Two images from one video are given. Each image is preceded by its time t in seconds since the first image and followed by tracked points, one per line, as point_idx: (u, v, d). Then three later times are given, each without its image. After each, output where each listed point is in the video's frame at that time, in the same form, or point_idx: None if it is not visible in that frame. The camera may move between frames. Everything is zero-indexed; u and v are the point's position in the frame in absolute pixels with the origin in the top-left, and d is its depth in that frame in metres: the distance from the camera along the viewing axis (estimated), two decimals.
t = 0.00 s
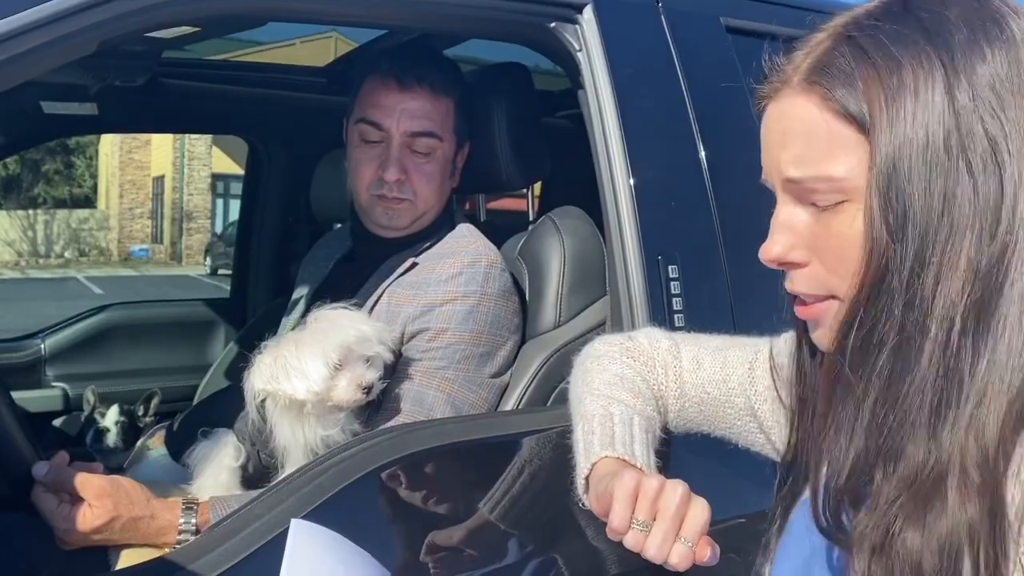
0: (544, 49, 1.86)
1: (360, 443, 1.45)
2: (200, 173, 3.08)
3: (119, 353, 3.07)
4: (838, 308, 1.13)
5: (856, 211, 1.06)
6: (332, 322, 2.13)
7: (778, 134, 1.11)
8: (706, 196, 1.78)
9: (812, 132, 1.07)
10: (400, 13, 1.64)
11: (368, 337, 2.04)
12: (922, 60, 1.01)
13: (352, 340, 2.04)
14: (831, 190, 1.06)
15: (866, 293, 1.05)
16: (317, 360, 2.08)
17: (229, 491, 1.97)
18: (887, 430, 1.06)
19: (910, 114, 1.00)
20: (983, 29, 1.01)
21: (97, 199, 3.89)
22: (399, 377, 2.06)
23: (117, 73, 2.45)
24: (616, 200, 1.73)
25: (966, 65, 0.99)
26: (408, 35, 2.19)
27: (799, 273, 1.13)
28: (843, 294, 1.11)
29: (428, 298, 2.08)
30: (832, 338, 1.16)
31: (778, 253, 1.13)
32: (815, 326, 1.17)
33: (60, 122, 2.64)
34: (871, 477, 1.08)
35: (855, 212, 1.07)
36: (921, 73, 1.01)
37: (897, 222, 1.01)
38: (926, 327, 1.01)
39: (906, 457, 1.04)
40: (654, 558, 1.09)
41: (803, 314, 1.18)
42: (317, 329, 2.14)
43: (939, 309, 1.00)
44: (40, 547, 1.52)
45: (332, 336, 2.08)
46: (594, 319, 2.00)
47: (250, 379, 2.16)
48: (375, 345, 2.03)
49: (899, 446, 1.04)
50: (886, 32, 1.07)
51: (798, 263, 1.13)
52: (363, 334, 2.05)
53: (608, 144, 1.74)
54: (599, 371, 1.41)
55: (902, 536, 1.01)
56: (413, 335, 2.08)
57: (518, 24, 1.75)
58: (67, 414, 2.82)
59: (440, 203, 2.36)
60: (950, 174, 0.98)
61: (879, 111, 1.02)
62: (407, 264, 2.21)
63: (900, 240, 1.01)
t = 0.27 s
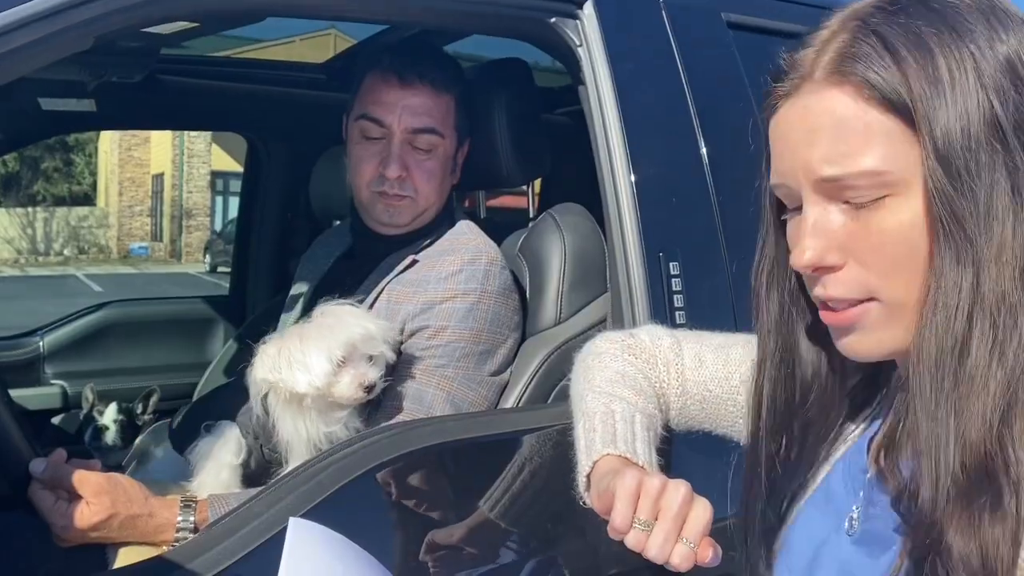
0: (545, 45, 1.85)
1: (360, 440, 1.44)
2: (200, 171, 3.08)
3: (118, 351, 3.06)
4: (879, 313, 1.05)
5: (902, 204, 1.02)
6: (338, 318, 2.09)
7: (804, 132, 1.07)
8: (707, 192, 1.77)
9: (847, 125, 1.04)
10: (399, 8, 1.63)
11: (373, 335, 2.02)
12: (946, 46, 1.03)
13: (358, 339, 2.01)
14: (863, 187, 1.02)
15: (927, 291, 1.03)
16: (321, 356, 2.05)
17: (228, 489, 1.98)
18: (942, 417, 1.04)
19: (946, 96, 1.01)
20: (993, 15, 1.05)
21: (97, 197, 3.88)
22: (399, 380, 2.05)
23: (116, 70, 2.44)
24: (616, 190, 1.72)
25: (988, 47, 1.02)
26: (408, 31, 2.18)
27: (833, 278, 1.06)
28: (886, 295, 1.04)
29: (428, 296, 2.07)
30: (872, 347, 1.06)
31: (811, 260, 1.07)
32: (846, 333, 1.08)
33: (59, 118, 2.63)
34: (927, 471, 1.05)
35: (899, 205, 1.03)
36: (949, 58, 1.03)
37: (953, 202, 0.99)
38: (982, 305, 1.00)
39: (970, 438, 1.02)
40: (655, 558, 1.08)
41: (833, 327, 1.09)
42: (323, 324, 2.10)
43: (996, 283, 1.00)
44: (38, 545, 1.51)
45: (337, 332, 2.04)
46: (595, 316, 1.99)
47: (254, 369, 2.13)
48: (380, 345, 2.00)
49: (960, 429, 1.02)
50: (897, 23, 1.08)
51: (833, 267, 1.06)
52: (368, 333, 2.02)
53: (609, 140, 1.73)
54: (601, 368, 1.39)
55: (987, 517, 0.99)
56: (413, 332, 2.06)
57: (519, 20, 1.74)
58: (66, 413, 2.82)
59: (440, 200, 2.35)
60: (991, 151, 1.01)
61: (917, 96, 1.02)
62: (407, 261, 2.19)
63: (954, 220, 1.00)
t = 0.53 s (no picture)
0: (544, 43, 1.85)
1: (357, 440, 1.43)
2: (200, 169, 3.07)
3: (116, 349, 3.06)
4: (856, 317, 1.08)
5: (882, 202, 1.04)
6: (335, 316, 2.12)
7: (796, 125, 1.07)
8: (706, 191, 1.76)
9: (838, 119, 1.04)
10: (396, 5, 1.63)
11: (371, 331, 2.04)
12: (941, 45, 1.03)
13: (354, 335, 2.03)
14: (851, 182, 1.03)
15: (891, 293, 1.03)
16: (319, 355, 2.09)
17: (225, 487, 1.97)
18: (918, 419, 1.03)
19: (935, 96, 1.00)
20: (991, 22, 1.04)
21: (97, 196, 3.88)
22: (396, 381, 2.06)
23: (114, 68, 2.44)
24: (615, 190, 1.71)
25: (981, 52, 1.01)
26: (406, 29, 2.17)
27: (815, 275, 1.08)
28: (864, 299, 1.07)
29: (426, 295, 2.06)
30: (852, 343, 1.10)
31: (798, 254, 1.08)
32: (829, 331, 1.11)
33: (57, 116, 2.63)
34: (909, 473, 1.05)
35: (881, 203, 1.04)
36: (943, 57, 1.02)
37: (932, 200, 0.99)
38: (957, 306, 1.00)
39: (944, 440, 1.01)
40: (652, 560, 1.08)
41: (813, 320, 1.11)
42: (319, 323, 2.13)
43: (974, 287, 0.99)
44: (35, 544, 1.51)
45: (335, 330, 2.07)
46: (594, 315, 1.99)
47: (249, 369, 2.16)
48: (378, 340, 2.01)
49: (936, 431, 1.01)
50: (891, 21, 1.08)
51: (818, 263, 1.08)
52: (365, 329, 2.04)
53: (607, 138, 1.72)
54: (598, 366, 1.39)
55: (957, 523, 0.98)
56: (411, 331, 2.06)
57: (518, 18, 1.73)
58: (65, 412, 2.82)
59: (439, 200, 2.35)
60: (978, 153, 0.99)
61: (909, 93, 1.01)
62: (406, 261, 2.19)
63: (934, 218, 0.99)
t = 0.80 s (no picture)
0: (543, 42, 1.85)
1: (356, 439, 1.43)
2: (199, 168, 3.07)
3: (117, 348, 3.06)
4: (861, 315, 1.08)
5: (883, 206, 1.04)
6: (341, 310, 2.09)
7: (793, 133, 1.07)
8: (706, 191, 1.76)
9: (835, 126, 1.04)
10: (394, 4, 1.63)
11: (376, 325, 2.02)
12: (938, 47, 1.03)
13: (359, 329, 2.01)
14: (852, 188, 1.03)
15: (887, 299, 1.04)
16: (324, 349, 2.07)
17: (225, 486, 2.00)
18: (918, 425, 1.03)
19: (932, 98, 1.01)
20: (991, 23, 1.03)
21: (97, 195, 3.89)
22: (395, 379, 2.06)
23: (113, 66, 2.44)
24: (613, 190, 1.71)
25: (977, 55, 1.01)
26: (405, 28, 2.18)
27: (815, 279, 1.08)
28: (867, 299, 1.07)
29: (426, 294, 2.06)
30: (853, 346, 1.10)
31: (797, 258, 1.09)
32: (833, 332, 1.10)
33: (57, 115, 2.63)
34: (913, 477, 1.04)
35: (882, 208, 1.04)
36: (939, 61, 1.02)
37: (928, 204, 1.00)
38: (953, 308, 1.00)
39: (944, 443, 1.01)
40: (653, 558, 1.08)
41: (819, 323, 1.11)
42: (325, 317, 2.11)
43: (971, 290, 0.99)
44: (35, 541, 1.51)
45: (339, 324, 2.05)
46: (593, 313, 1.98)
47: (255, 365, 2.15)
48: (382, 335, 2.00)
49: (936, 434, 1.02)
50: (887, 24, 1.08)
51: (818, 266, 1.08)
52: (368, 323, 2.02)
53: (606, 137, 1.72)
54: (598, 366, 1.39)
55: (957, 528, 0.97)
56: (409, 330, 2.06)
57: (516, 17, 1.74)
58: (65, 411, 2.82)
59: (439, 199, 2.34)
60: (978, 158, 1.00)
61: (908, 98, 1.01)
62: (405, 261, 2.19)
63: (930, 221, 1.00)
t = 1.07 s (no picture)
0: (542, 42, 1.85)
1: (353, 438, 1.43)
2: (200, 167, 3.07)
3: (117, 347, 3.06)
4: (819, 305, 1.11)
5: (834, 203, 1.06)
6: (339, 305, 2.11)
7: (763, 119, 1.11)
8: (704, 191, 1.77)
9: (794, 121, 1.06)
10: (393, 3, 1.63)
11: (374, 319, 2.03)
12: (917, 48, 0.99)
13: (358, 322, 2.02)
14: (807, 180, 1.07)
15: (855, 304, 1.04)
16: (323, 344, 2.06)
17: (225, 485, 2.01)
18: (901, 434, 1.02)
19: (910, 105, 0.98)
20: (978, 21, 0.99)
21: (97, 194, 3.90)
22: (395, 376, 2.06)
23: (113, 66, 2.44)
24: (612, 191, 1.71)
25: (958, 56, 0.97)
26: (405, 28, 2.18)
27: (776, 261, 1.13)
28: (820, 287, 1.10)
29: (425, 293, 2.06)
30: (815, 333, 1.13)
31: (760, 239, 1.14)
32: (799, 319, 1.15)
33: (58, 115, 2.64)
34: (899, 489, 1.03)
35: (833, 204, 1.06)
36: (918, 65, 0.98)
37: (908, 214, 0.99)
38: (935, 318, 0.99)
39: (931, 453, 1.01)
40: (649, 560, 1.08)
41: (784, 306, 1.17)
42: (323, 313, 2.11)
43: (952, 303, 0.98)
44: (34, 540, 1.51)
45: (338, 318, 2.06)
46: (592, 313, 1.99)
47: (253, 360, 2.15)
48: (381, 327, 2.01)
49: (921, 447, 1.01)
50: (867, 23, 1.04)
51: (779, 250, 1.13)
52: (367, 317, 2.03)
53: (605, 137, 1.73)
54: (595, 366, 1.38)
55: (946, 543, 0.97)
56: (409, 329, 2.06)
57: (515, 17, 1.74)
58: (66, 410, 2.83)
59: (439, 199, 2.35)
60: (933, 170, 0.97)
61: (855, 107, 1.01)
62: (404, 259, 2.20)
63: (912, 232, 0.99)
